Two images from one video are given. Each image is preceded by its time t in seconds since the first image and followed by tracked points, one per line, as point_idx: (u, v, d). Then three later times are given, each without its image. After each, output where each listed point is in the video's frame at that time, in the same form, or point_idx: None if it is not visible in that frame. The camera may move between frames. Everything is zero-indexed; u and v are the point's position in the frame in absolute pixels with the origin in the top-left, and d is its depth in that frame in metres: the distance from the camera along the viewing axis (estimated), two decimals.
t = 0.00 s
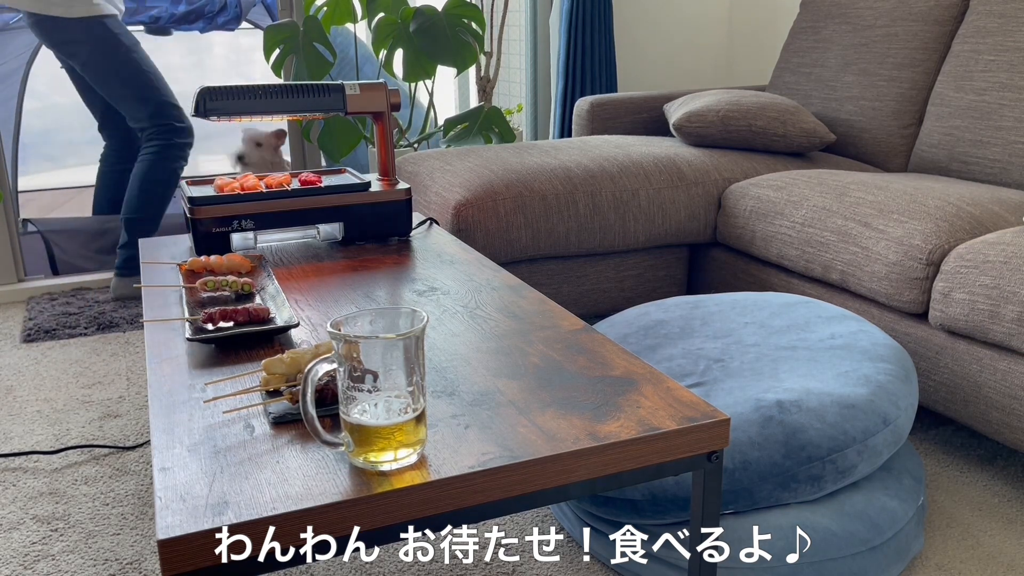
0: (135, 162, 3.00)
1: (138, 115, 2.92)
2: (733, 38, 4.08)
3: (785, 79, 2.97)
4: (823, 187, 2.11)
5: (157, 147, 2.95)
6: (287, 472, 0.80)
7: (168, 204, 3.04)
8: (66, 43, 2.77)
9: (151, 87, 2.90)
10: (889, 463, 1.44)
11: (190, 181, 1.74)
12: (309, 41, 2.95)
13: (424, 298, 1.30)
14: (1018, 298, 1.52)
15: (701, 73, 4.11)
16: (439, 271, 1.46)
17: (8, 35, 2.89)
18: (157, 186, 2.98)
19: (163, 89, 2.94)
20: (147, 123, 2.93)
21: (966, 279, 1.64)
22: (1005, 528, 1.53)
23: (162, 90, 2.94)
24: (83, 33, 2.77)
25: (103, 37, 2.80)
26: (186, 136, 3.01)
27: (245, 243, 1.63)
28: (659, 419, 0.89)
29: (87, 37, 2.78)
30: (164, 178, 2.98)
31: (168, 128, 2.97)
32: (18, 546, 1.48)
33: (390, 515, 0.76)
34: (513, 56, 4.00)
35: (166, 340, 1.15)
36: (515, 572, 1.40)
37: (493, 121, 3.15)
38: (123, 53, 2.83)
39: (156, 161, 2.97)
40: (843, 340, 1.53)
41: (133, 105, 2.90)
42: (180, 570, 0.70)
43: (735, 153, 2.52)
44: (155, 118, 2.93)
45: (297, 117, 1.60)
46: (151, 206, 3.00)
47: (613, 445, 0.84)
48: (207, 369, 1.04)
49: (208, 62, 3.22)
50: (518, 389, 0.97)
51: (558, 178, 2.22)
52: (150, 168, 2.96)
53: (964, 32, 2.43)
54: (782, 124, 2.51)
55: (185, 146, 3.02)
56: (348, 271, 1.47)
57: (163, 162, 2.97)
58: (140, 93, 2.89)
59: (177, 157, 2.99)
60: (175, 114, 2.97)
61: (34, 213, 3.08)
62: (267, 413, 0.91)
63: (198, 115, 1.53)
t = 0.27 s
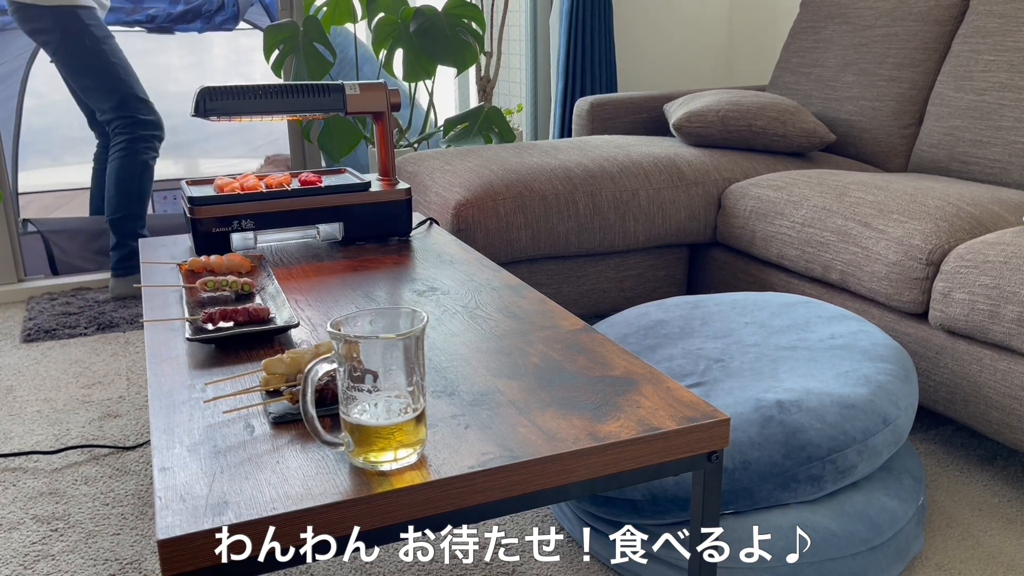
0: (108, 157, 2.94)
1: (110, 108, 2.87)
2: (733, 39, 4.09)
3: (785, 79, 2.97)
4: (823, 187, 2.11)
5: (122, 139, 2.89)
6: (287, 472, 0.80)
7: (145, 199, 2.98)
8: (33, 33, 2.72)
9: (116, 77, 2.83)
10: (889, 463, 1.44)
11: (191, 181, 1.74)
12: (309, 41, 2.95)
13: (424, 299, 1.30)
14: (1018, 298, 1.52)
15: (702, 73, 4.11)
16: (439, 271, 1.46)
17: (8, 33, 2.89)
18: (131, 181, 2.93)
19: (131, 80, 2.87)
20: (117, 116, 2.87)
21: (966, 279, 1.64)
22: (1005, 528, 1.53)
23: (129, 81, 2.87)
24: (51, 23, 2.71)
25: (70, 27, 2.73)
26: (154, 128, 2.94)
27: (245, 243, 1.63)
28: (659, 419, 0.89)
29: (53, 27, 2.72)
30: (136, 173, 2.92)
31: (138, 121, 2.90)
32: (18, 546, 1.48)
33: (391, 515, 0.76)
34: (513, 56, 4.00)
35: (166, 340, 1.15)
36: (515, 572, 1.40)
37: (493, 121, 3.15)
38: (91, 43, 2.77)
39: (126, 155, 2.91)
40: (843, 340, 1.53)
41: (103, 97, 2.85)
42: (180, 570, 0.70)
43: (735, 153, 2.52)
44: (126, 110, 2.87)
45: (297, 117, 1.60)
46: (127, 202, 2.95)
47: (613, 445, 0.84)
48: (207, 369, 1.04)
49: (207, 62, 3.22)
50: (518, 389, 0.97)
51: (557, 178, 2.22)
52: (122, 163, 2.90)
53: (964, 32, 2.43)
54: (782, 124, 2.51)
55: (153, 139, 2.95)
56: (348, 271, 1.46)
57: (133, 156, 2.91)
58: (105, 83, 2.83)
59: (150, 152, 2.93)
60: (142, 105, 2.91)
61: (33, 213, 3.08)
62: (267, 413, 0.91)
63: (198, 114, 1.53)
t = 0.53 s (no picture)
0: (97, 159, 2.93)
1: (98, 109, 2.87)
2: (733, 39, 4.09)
3: (785, 79, 2.97)
4: (823, 187, 2.11)
5: (111, 139, 2.88)
6: (287, 472, 0.80)
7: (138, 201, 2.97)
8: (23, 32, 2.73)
9: (106, 77, 2.83)
10: (889, 463, 1.44)
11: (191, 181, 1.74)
12: (309, 41, 2.95)
13: (424, 298, 1.30)
14: (1019, 298, 1.52)
15: (702, 73, 4.11)
16: (439, 271, 1.46)
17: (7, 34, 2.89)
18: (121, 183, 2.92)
19: (120, 81, 2.87)
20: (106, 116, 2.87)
21: (966, 279, 1.64)
22: (1005, 528, 1.53)
23: (118, 81, 2.87)
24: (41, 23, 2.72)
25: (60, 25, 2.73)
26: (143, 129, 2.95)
27: (245, 243, 1.63)
28: (659, 419, 0.89)
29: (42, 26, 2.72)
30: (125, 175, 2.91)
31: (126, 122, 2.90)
32: (18, 546, 1.48)
33: (391, 515, 0.76)
34: (513, 56, 4.00)
35: (166, 340, 1.15)
36: (515, 572, 1.40)
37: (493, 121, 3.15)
38: (81, 43, 2.77)
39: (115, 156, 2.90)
40: (843, 340, 1.53)
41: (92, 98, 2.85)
42: (180, 570, 0.70)
43: (735, 153, 2.52)
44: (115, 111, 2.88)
45: (297, 117, 1.60)
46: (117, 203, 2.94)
47: (613, 445, 0.84)
48: (206, 369, 1.04)
49: (206, 62, 3.22)
50: (518, 389, 0.97)
51: (557, 177, 2.22)
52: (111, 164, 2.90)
53: (964, 32, 2.43)
54: (782, 124, 2.51)
55: (143, 139, 2.95)
56: (348, 271, 1.46)
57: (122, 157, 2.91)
58: (94, 83, 2.83)
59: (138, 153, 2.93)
60: (131, 106, 2.91)
61: (34, 213, 3.08)
62: (267, 413, 0.91)
63: (198, 114, 1.53)
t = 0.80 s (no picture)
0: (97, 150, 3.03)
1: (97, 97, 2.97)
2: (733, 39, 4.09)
3: (785, 79, 2.97)
4: (823, 187, 2.11)
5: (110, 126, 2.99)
6: (287, 472, 0.80)
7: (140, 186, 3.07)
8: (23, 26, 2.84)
9: (104, 66, 2.95)
10: (889, 463, 1.44)
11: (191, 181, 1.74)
12: (309, 41, 2.96)
13: (424, 299, 1.30)
14: (1019, 298, 1.52)
15: (702, 73, 4.11)
16: (439, 271, 1.46)
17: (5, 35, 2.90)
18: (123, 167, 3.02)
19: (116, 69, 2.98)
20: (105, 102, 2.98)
21: (966, 279, 1.64)
22: (1005, 528, 1.53)
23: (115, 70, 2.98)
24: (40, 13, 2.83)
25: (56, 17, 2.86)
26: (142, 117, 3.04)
27: (245, 243, 1.63)
28: (659, 419, 0.89)
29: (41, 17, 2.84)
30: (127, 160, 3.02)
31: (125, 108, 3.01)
32: (18, 546, 1.48)
33: (391, 515, 0.76)
34: (513, 56, 4.00)
35: (166, 340, 1.15)
36: (515, 572, 1.40)
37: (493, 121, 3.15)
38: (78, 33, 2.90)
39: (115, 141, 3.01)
40: (843, 340, 1.53)
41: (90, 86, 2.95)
42: (180, 569, 0.70)
43: (735, 153, 2.52)
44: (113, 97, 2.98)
45: (297, 117, 1.60)
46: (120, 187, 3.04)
47: (613, 445, 0.84)
48: (206, 369, 1.04)
49: (206, 61, 3.22)
50: (518, 389, 0.96)
51: (557, 177, 2.22)
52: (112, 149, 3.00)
53: (964, 32, 2.43)
54: (782, 124, 2.51)
55: (142, 126, 3.05)
56: (348, 271, 1.46)
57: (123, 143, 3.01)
58: (91, 72, 2.94)
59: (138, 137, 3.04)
60: (127, 93, 3.00)
61: (33, 213, 3.08)
62: (267, 413, 0.91)
63: (198, 114, 1.53)
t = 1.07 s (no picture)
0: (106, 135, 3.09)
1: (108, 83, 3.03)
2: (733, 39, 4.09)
3: (785, 79, 2.97)
4: (823, 187, 2.11)
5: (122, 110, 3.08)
6: (287, 472, 0.80)
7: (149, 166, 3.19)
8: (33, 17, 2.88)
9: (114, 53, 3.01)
10: (889, 463, 1.44)
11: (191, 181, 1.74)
12: (309, 41, 2.95)
13: (424, 298, 1.30)
14: (1019, 298, 1.52)
15: (702, 74, 4.11)
16: (439, 271, 1.46)
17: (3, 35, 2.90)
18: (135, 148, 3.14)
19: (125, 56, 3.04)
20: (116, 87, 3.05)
21: (966, 279, 1.64)
22: (1005, 528, 1.53)
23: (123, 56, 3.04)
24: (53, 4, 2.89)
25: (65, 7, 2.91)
26: (149, 90, 3.10)
27: (245, 243, 1.63)
28: (659, 419, 0.89)
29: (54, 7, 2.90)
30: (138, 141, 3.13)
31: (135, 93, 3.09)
32: (18, 546, 1.48)
33: (391, 515, 0.76)
34: (513, 56, 3.99)
35: (166, 340, 1.15)
36: (515, 571, 1.40)
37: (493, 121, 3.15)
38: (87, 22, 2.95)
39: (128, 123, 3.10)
40: (843, 340, 1.53)
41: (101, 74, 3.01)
42: (181, 569, 0.70)
43: (735, 153, 2.52)
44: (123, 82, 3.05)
45: (297, 117, 1.60)
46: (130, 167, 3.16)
47: (613, 445, 0.84)
48: (206, 369, 1.04)
49: (206, 61, 3.21)
50: (518, 389, 0.96)
51: (557, 177, 2.22)
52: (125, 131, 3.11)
53: (964, 32, 2.43)
54: (782, 124, 2.51)
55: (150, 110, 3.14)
56: (347, 271, 1.46)
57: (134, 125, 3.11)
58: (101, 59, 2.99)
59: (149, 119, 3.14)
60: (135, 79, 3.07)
61: (33, 213, 3.08)
62: (267, 413, 0.91)
63: (198, 114, 1.53)
